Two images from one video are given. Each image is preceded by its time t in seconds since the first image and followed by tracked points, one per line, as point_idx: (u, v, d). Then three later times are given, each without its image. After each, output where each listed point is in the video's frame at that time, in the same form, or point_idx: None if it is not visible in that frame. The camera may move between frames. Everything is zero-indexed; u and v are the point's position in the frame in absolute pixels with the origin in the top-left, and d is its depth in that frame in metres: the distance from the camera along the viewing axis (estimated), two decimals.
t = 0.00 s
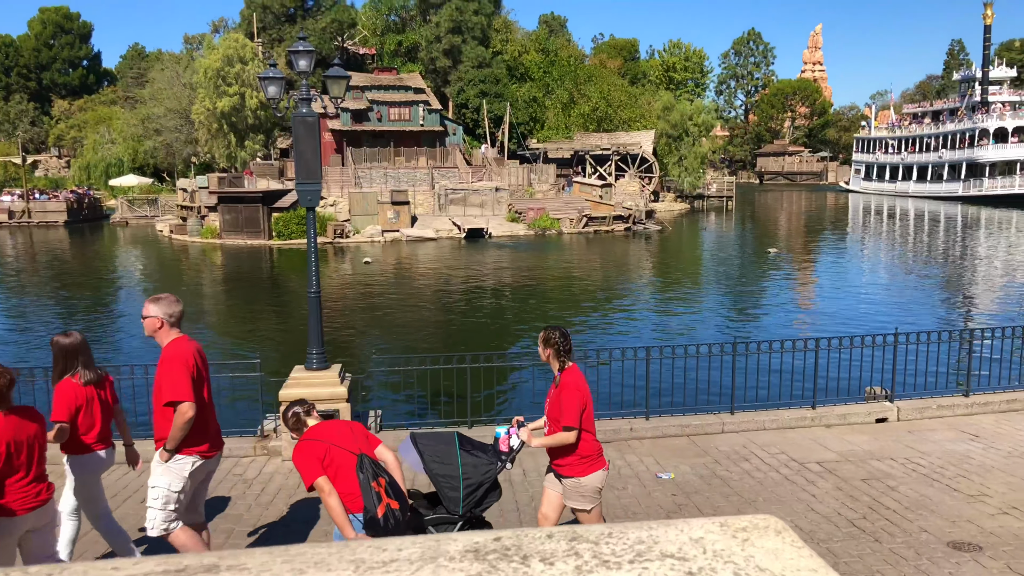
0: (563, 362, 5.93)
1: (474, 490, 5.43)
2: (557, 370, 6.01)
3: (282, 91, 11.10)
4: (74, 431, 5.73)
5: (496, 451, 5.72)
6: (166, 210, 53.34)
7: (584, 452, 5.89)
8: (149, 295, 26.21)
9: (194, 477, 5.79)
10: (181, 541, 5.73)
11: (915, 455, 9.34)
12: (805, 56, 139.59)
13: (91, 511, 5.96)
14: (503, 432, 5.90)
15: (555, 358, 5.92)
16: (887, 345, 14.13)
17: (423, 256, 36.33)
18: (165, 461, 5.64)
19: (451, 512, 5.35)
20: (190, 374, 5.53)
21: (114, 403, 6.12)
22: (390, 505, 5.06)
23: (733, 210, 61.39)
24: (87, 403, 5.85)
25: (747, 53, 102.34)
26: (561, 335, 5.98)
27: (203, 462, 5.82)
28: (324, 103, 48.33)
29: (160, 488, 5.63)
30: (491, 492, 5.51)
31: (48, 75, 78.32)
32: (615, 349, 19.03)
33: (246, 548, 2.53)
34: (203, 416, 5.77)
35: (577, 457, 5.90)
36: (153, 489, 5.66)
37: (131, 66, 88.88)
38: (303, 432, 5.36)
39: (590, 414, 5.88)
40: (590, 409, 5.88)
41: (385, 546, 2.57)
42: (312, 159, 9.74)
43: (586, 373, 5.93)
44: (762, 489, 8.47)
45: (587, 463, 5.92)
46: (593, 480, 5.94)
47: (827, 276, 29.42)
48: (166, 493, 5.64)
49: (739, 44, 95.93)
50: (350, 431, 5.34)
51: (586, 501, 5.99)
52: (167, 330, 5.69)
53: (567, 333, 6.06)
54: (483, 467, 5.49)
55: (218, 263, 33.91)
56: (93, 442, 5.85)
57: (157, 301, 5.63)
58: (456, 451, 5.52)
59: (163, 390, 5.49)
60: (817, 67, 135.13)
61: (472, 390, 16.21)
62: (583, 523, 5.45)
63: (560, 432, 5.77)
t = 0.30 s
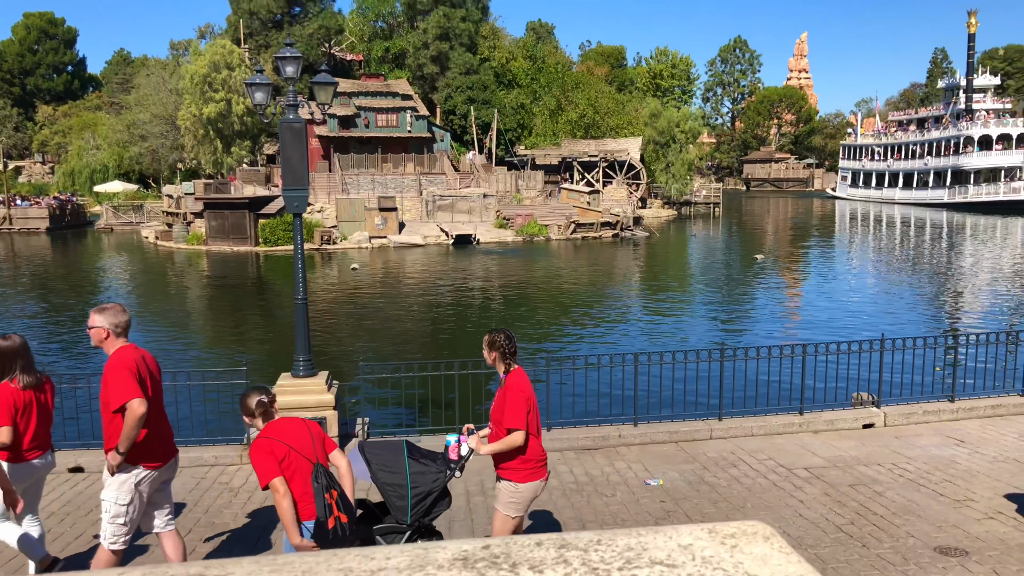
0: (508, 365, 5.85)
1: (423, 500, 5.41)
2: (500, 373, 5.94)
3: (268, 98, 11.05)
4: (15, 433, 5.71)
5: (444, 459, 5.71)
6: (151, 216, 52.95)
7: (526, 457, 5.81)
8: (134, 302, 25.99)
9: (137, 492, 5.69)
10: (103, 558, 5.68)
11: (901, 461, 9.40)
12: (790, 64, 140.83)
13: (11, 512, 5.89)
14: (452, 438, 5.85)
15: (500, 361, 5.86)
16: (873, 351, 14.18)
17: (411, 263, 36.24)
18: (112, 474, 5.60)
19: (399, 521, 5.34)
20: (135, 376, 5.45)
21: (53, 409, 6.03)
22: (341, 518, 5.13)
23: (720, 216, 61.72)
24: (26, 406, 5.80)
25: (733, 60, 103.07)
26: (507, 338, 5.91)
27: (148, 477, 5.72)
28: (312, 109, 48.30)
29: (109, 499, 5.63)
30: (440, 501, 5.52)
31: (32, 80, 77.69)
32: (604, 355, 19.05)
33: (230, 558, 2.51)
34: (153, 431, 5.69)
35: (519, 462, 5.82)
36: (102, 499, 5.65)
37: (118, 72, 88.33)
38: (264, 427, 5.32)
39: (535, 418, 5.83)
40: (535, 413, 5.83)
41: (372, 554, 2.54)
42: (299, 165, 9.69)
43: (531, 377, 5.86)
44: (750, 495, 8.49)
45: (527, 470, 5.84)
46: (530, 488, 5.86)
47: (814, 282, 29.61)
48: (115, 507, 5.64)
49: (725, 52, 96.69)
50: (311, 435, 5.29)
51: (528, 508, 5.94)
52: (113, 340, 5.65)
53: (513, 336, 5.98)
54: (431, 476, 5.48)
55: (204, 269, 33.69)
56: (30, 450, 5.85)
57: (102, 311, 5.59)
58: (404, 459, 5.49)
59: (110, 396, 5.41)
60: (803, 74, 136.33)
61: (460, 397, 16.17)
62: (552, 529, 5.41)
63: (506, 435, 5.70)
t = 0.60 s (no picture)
0: (457, 375, 5.73)
1: (372, 509, 5.30)
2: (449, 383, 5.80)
3: (255, 103, 10.98)
4: None
5: (395, 468, 5.56)
6: (137, 222, 52.61)
7: (475, 468, 5.71)
8: (120, 309, 25.78)
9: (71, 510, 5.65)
10: (44, 570, 5.63)
11: (889, 464, 9.45)
12: (775, 70, 141.87)
13: None
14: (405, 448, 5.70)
15: (449, 370, 5.71)
16: (860, 355, 14.24)
17: (400, 269, 36.15)
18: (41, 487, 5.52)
19: (348, 530, 5.25)
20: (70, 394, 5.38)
21: None
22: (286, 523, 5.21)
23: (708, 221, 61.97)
24: None
25: (721, 66, 103.66)
26: (457, 347, 5.78)
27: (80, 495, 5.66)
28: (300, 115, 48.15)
29: (37, 511, 5.52)
30: (388, 510, 5.42)
31: (17, 86, 77.01)
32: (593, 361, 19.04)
33: (219, 568, 2.51)
34: (88, 451, 5.64)
35: (468, 471, 5.72)
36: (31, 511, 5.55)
37: (104, 77, 87.84)
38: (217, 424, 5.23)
39: (487, 427, 5.73)
40: (487, 421, 5.73)
41: (361, 562, 2.53)
42: (285, 170, 9.65)
43: (481, 386, 5.74)
44: (739, 499, 8.50)
45: (475, 479, 5.73)
46: (478, 498, 5.74)
47: (802, 287, 29.73)
48: (44, 518, 5.53)
49: (713, 57, 97.35)
50: (264, 435, 5.31)
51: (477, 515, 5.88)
52: (53, 352, 5.56)
53: (461, 343, 5.81)
54: (380, 485, 5.35)
55: (191, 276, 33.48)
56: None
57: (42, 322, 5.52)
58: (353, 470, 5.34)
59: (43, 411, 5.33)
60: (789, 80, 137.38)
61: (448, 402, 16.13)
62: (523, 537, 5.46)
63: (456, 445, 5.60)
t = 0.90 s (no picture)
0: (408, 375, 5.61)
1: (322, 511, 5.37)
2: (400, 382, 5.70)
3: (250, 103, 10.95)
4: None
5: (348, 469, 5.56)
6: (131, 222, 52.44)
7: (426, 469, 5.58)
8: (113, 308, 25.69)
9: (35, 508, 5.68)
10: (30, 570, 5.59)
11: (880, 467, 9.51)
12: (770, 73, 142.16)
13: None
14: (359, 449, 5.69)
15: (400, 370, 5.60)
16: (853, 359, 14.30)
17: (394, 270, 36.09)
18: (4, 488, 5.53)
19: (299, 532, 5.34)
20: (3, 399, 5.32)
21: None
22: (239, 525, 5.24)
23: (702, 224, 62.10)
24: None
25: (715, 68, 103.89)
26: (410, 347, 5.67)
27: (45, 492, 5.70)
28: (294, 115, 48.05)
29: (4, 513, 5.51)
30: (340, 512, 5.49)
31: (10, 84, 76.61)
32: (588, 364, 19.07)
33: (212, 567, 2.52)
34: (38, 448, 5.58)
35: (415, 473, 5.58)
36: None
37: (98, 76, 87.51)
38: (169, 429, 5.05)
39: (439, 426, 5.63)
40: (438, 420, 5.64)
41: (356, 562, 2.54)
42: (280, 171, 9.63)
43: (433, 386, 5.62)
44: (731, 502, 8.54)
45: (423, 482, 5.60)
46: (427, 499, 5.62)
47: (796, 290, 29.76)
48: (11, 519, 5.51)
49: (708, 60, 97.61)
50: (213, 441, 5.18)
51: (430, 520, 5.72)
52: None
53: (413, 344, 5.72)
54: (331, 487, 5.40)
55: (185, 275, 33.38)
56: None
57: None
58: (305, 472, 5.37)
59: None
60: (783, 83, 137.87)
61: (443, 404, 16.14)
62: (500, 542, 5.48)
63: (404, 447, 5.49)
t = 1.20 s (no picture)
0: (368, 375, 5.59)
1: (282, 511, 5.30)
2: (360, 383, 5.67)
3: (248, 101, 10.92)
4: None
5: (309, 469, 5.52)
6: (130, 220, 52.45)
7: (390, 469, 5.53)
8: (111, 306, 25.67)
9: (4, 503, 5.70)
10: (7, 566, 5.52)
11: (881, 465, 9.51)
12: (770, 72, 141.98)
13: None
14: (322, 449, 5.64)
15: (358, 371, 5.59)
16: (853, 357, 14.30)
17: (392, 268, 36.05)
18: None
19: (258, 532, 5.27)
20: None
21: None
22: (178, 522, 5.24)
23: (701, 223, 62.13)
24: None
25: (714, 67, 103.88)
26: (368, 347, 5.65)
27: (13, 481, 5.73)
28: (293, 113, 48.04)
29: None
30: (302, 511, 5.45)
31: (9, 82, 76.55)
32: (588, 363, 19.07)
33: (211, 564, 2.52)
34: None
35: (381, 474, 5.53)
36: None
37: (96, 74, 87.44)
38: (104, 431, 4.94)
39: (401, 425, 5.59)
40: (399, 420, 5.59)
41: (354, 561, 2.54)
42: (279, 169, 9.61)
43: (392, 385, 5.57)
44: (731, 500, 8.55)
45: (391, 482, 5.57)
46: (397, 498, 5.58)
47: (795, 289, 29.71)
48: None
49: (707, 58, 97.69)
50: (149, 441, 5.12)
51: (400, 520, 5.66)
52: None
53: (373, 344, 5.72)
54: (291, 487, 5.33)
55: (184, 273, 33.37)
56: None
57: None
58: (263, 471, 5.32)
59: None
60: (782, 81, 137.90)
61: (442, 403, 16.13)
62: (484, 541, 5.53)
63: (366, 446, 5.46)
